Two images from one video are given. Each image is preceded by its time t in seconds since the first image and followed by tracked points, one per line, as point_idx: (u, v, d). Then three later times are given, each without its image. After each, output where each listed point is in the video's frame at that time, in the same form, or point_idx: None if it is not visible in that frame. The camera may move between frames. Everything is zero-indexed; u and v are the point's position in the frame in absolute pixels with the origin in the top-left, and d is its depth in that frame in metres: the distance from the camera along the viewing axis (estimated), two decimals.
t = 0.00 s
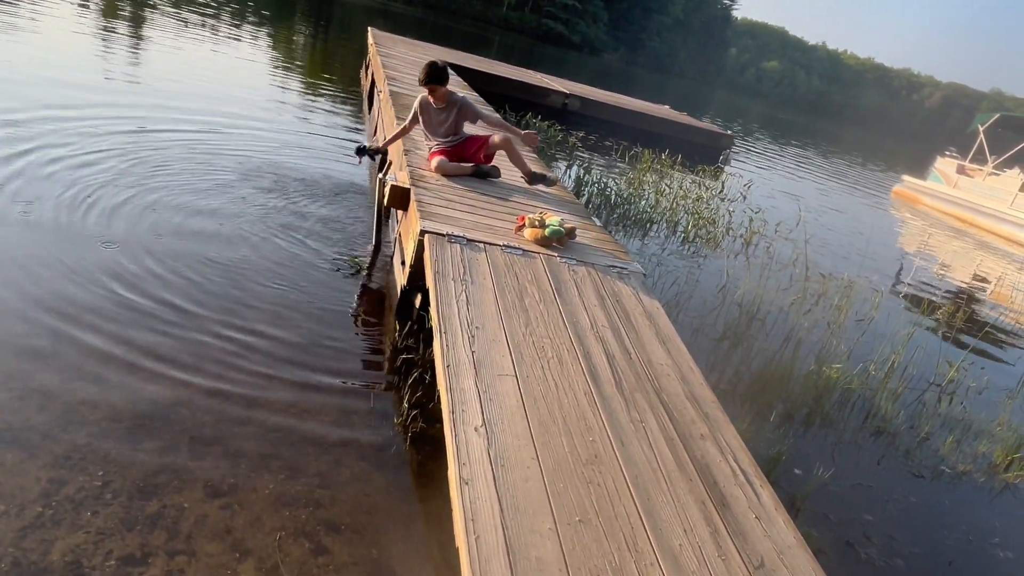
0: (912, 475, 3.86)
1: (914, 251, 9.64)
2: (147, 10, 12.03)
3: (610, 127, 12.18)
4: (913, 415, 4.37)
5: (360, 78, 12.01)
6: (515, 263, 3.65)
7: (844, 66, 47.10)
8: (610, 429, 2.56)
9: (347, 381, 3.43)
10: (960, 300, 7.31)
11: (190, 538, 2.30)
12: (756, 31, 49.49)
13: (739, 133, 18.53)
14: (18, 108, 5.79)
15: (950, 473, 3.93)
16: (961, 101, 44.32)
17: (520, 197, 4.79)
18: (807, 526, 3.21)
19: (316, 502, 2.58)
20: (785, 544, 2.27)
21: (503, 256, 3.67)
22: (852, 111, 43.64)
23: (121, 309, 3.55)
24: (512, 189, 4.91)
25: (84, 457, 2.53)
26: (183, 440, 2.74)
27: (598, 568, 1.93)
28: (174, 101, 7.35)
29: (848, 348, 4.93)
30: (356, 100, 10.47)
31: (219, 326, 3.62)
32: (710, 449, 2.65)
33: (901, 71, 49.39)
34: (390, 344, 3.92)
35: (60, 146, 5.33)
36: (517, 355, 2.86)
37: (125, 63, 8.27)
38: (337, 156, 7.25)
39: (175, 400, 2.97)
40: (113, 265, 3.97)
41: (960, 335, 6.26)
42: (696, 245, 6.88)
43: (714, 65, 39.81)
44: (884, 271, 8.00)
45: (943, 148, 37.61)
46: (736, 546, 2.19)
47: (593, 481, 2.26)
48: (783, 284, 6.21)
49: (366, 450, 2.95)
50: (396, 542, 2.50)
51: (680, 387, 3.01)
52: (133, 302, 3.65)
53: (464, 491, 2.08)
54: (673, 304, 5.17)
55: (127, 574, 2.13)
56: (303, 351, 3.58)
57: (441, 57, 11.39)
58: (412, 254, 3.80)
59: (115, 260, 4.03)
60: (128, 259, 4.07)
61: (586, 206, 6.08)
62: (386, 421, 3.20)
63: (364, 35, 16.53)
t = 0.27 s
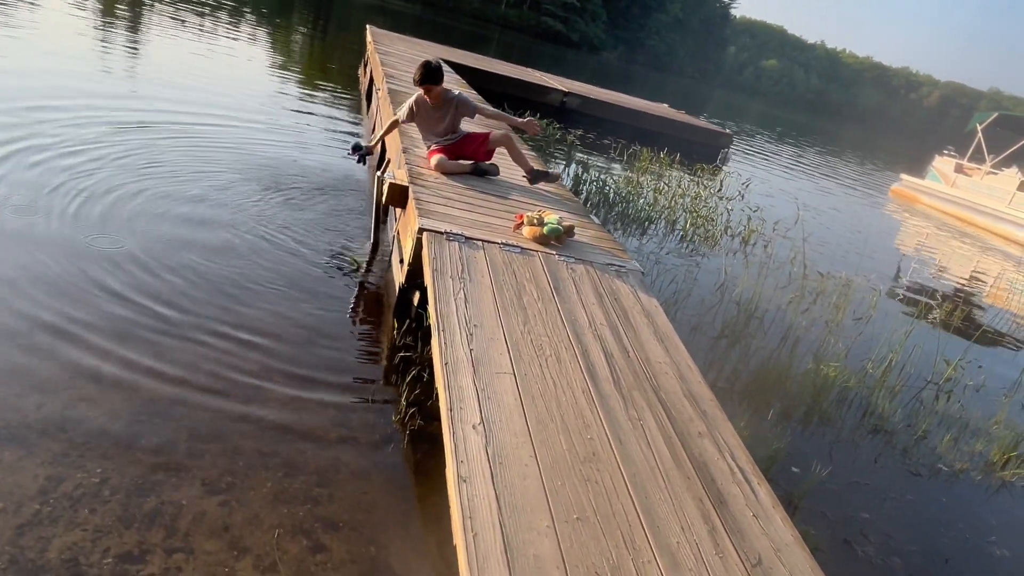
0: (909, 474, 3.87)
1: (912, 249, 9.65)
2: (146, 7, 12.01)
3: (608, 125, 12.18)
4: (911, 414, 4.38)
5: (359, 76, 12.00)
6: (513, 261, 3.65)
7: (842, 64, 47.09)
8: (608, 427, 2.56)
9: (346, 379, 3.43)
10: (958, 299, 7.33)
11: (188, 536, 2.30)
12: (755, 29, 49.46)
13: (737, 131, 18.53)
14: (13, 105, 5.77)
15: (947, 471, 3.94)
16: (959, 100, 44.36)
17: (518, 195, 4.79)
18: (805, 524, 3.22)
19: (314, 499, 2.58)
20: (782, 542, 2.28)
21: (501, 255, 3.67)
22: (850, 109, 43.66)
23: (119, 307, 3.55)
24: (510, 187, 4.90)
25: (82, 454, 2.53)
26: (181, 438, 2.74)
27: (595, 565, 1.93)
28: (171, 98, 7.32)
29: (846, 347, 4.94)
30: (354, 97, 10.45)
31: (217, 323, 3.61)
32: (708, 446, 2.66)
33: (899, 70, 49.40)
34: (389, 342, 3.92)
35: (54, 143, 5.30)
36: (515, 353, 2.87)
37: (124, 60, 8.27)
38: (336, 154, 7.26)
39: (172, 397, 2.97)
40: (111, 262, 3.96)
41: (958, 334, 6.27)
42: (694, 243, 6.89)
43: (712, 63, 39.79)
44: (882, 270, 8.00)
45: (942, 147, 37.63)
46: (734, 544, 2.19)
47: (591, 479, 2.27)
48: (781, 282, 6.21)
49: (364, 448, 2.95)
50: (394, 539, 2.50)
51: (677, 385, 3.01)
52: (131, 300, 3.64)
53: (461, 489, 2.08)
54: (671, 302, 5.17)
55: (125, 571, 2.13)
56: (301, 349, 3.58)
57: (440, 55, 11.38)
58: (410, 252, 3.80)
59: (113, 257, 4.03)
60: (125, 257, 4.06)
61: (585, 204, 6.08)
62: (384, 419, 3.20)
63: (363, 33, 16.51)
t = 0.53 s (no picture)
0: (908, 473, 3.87)
1: (911, 249, 9.66)
2: (144, 5, 11.99)
3: (608, 124, 12.17)
4: (910, 413, 4.38)
5: (358, 74, 11.98)
6: (513, 259, 3.64)
7: (842, 64, 47.09)
8: (607, 426, 2.56)
9: (345, 377, 3.43)
10: (957, 298, 7.33)
11: (186, 534, 2.30)
12: (754, 28, 49.44)
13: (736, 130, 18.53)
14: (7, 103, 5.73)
15: (946, 470, 3.94)
16: (958, 100, 44.38)
17: (517, 193, 4.79)
18: (804, 523, 3.22)
19: (313, 498, 2.58)
20: (781, 540, 2.28)
21: (500, 253, 3.67)
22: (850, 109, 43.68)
23: (117, 305, 3.54)
24: (510, 186, 4.90)
25: (80, 452, 2.53)
26: (180, 436, 2.73)
27: (595, 564, 1.93)
28: (167, 95, 7.29)
29: (845, 346, 4.94)
30: (353, 96, 10.43)
31: (216, 321, 3.61)
32: (707, 445, 2.66)
33: (898, 69, 49.41)
34: (388, 340, 3.92)
35: (48, 140, 5.27)
36: (514, 352, 2.86)
37: (123, 57, 8.25)
38: (336, 152, 7.25)
39: (171, 395, 2.96)
40: (110, 260, 3.96)
41: (957, 333, 6.27)
42: (693, 242, 6.89)
43: (712, 62, 39.78)
44: (881, 269, 8.00)
45: (941, 147, 37.64)
46: (734, 543, 2.19)
47: (591, 478, 2.26)
48: (780, 281, 6.21)
49: (363, 446, 2.95)
50: (393, 537, 2.50)
51: (677, 384, 3.01)
52: (129, 298, 3.63)
53: (461, 487, 2.08)
54: (671, 301, 5.17)
55: (124, 569, 2.13)
56: (300, 347, 3.57)
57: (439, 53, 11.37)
58: (410, 250, 3.80)
59: (112, 255, 4.02)
60: (124, 255, 4.05)
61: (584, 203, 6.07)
62: (383, 417, 3.20)
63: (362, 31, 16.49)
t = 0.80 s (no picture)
0: (907, 472, 3.87)
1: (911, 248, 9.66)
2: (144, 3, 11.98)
3: (608, 123, 12.17)
4: (909, 412, 4.39)
5: (358, 72, 11.97)
6: (512, 258, 3.64)
7: (842, 63, 47.08)
8: (607, 425, 2.56)
9: (344, 376, 3.43)
10: (956, 298, 7.34)
11: (185, 533, 2.29)
12: (754, 28, 49.42)
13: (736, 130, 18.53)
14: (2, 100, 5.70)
15: (945, 469, 3.94)
16: (958, 99, 44.37)
17: (517, 192, 4.79)
18: (803, 523, 3.22)
19: (312, 497, 2.58)
20: (781, 540, 2.28)
21: (500, 252, 3.67)
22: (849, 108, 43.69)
23: (116, 304, 3.54)
24: (510, 185, 4.90)
25: (79, 451, 2.52)
26: (179, 435, 2.73)
27: (595, 564, 1.93)
28: (166, 93, 7.27)
29: (844, 345, 4.94)
30: (353, 94, 10.42)
31: (215, 320, 3.60)
32: (707, 444, 2.66)
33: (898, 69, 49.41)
34: (387, 339, 3.92)
35: (44, 139, 5.24)
36: (514, 351, 2.86)
37: (122, 55, 8.24)
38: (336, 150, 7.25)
39: (170, 394, 2.95)
40: (109, 259, 3.95)
41: (957, 333, 6.28)
42: (693, 241, 6.88)
43: (712, 62, 39.77)
44: (881, 269, 8.01)
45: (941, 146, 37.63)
46: (733, 542, 2.19)
47: (590, 477, 2.26)
48: (780, 280, 6.22)
49: (363, 445, 2.95)
50: (392, 536, 2.50)
51: (677, 383, 3.01)
52: (128, 297, 3.63)
53: (460, 486, 2.08)
54: (670, 300, 5.17)
55: (122, 568, 2.13)
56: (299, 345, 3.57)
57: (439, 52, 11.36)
58: (409, 249, 3.79)
59: (111, 254, 4.02)
60: (123, 254, 4.05)
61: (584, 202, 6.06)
62: (383, 416, 3.19)
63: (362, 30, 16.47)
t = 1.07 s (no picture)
0: (907, 473, 3.87)
1: (911, 249, 9.65)
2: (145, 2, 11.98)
3: (608, 122, 12.17)
4: (909, 413, 4.38)
5: (358, 71, 11.97)
6: (512, 259, 3.64)
7: (843, 63, 47.06)
8: (606, 425, 2.55)
9: (344, 376, 3.42)
10: (957, 298, 7.33)
11: (184, 533, 2.29)
12: (755, 27, 49.39)
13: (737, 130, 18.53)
14: (1, 100, 5.69)
15: (945, 470, 3.94)
16: (959, 99, 44.34)
17: (517, 192, 4.79)
18: (803, 523, 3.22)
19: (311, 497, 2.58)
20: (780, 540, 2.28)
21: (500, 252, 3.67)
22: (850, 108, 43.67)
23: (116, 304, 3.54)
24: (510, 185, 4.90)
25: (79, 450, 2.53)
26: (178, 435, 2.73)
27: (594, 564, 1.93)
28: (165, 92, 7.26)
29: (844, 346, 4.94)
30: (353, 94, 10.41)
31: (215, 320, 3.60)
32: (706, 445, 2.66)
33: (899, 69, 49.38)
34: (387, 339, 3.92)
35: (41, 138, 5.22)
36: (514, 351, 2.86)
37: (122, 54, 8.24)
38: (336, 149, 7.25)
39: (170, 394, 2.96)
40: (109, 258, 3.96)
41: (957, 333, 6.27)
42: (693, 241, 6.88)
43: (712, 61, 39.75)
44: (881, 269, 8.00)
45: (941, 146, 37.60)
46: (732, 543, 2.19)
47: (590, 478, 2.26)
48: (780, 281, 6.22)
49: (362, 445, 2.95)
50: (391, 537, 2.50)
51: (676, 383, 3.01)
52: (128, 296, 3.63)
53: (459, 487, 2.07)
54: (670, 300, 5.17)
55: (122, 568, 2.12)
56: (299, 346, 3.56)
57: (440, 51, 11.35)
58: (409, 249, 3.79)
59: (111, 253, 4.02)
60: (122, 254, 4.05)
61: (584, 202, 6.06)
62: (382, 416, 3.19)
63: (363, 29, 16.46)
